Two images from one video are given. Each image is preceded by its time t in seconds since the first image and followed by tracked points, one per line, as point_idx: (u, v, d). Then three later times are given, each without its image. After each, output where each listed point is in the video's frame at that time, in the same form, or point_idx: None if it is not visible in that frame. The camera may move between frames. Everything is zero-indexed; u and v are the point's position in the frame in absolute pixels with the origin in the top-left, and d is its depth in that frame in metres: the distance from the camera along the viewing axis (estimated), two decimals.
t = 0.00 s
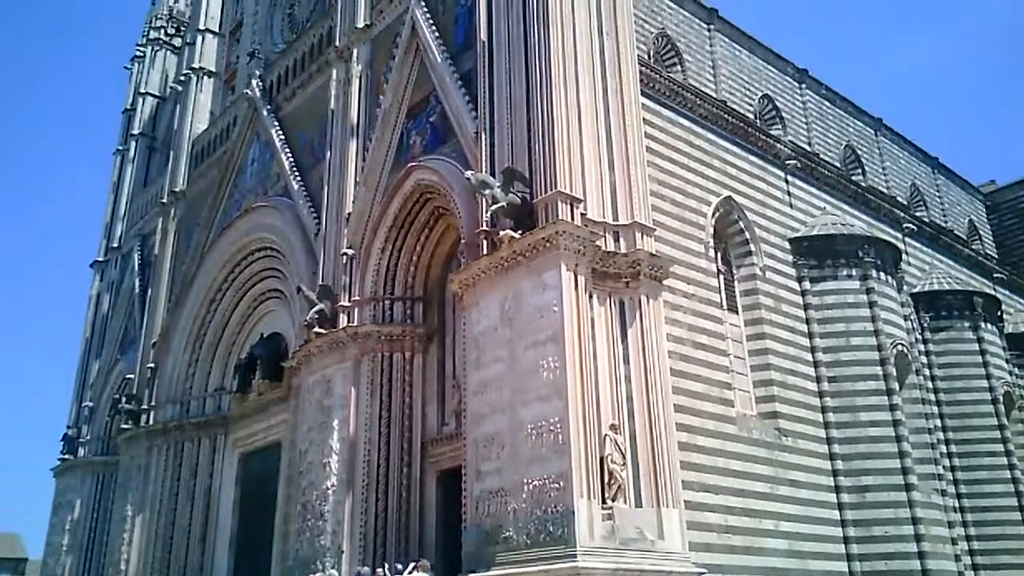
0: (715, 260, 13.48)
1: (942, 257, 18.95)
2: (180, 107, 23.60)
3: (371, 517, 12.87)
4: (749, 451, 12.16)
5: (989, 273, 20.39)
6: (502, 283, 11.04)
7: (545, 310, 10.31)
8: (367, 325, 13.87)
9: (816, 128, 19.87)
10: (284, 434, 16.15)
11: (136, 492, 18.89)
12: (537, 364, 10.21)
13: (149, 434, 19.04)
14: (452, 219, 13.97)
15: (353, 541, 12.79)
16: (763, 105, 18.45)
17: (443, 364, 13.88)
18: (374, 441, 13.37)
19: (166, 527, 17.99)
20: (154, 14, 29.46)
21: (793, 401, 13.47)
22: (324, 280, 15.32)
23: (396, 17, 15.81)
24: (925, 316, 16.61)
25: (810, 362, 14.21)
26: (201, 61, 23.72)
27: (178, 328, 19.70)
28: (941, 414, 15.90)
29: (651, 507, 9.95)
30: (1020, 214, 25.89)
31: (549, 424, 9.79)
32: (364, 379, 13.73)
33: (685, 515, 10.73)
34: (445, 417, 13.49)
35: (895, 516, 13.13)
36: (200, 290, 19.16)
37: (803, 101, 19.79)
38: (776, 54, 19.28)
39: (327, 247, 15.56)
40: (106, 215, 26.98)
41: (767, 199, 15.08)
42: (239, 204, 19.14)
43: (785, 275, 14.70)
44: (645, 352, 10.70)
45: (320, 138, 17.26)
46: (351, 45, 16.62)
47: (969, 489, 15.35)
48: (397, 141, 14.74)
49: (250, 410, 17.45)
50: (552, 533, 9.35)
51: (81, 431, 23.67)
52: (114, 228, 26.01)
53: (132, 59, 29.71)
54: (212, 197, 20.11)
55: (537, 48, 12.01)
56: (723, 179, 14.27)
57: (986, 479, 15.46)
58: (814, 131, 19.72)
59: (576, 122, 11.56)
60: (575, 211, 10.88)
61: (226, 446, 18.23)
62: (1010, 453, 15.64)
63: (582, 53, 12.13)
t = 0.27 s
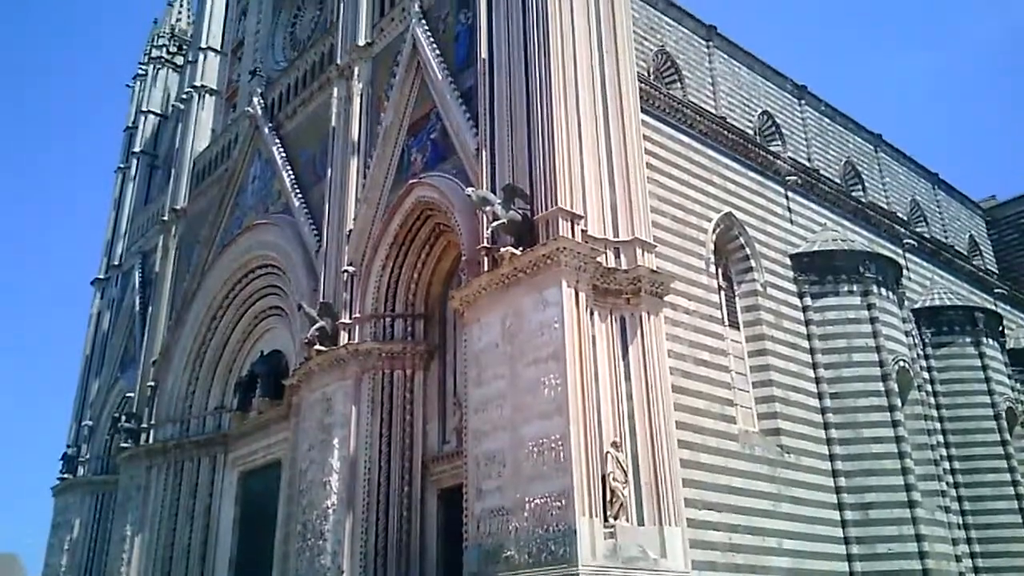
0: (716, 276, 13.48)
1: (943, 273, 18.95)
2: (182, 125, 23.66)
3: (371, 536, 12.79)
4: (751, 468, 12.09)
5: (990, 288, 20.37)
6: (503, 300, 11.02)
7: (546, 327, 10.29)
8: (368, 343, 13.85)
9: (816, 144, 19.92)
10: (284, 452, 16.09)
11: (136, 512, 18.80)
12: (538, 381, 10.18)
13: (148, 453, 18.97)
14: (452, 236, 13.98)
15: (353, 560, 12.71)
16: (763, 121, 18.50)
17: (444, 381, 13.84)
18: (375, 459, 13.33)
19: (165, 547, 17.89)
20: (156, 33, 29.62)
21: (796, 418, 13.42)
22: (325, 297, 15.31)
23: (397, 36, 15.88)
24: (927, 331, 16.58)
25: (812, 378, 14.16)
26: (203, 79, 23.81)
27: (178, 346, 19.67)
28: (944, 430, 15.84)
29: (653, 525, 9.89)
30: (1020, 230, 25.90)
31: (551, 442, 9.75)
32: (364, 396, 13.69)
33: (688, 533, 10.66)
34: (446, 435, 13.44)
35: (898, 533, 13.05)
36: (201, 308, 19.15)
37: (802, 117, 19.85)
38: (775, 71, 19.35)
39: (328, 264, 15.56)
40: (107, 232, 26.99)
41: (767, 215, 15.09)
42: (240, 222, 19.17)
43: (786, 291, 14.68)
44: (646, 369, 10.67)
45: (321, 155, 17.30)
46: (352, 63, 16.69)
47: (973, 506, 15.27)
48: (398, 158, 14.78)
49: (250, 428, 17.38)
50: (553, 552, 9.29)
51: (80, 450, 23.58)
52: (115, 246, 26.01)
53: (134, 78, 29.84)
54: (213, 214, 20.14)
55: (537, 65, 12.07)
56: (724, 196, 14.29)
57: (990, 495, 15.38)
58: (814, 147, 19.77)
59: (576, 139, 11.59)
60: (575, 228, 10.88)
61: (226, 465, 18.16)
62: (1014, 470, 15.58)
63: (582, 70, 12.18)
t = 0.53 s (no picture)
0: (717, 294, 13.47)
1: (944, 291, 18.94)
2: (184, 142, 23.73)
3: (371, 555, 12.71)
4: (753, 487, 12.03)
5: (991, 306, 20.36)
6: (504, 317, 11.01)
7: (547, 345, 10.27)
8: (368, 360, 13.82)
9: (816, 162, 19.97)
10: (284, 471, 16.03)
11: (134, 530, 18.70)
12: (539, 399, 10.14)
13: (147, 470, 18.89)
14: (453, 254, 13.99)
15: None
16: (763, 139, 18.55)
17: (444, 399, 13.80)
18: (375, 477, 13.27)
19: (164, 565, 17.78)
20: (159, 50, 29.77)
21: (797, 436, 13.37)
22: (326, 314, 15.29)
23: (399, 54, 15.97)
24: (928, 350, 16.54)
25: (814, 396, 14.12)
26: (206, 97, 23.91)
27: (178, 363, 19.64)
28: (946, 448, 15.77)
29: (655, 545, 9.83)
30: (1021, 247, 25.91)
31: (552, 460, 9.71)
32: (364, 414, 13.65)
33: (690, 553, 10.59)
34: (446, 453, 13.39)
35: (901, 553, 12.97)
36: (201, 324, 19.14)
37: (802, 135, 19.91)
38: (775, 89, 19.43)
39: (328, 281, 15.55)
40: (108, 249, 27.01)
41: (768, 232, 15.10)
42: (242, 239, 19.19)
43: (787, 308, 14.66)
44: (647, 387, 10.64)
45: (322, 172, 17.34)
46: (354, 81, 16.76)
47: (976, 525, 15.18)
48: (399, 176, 14.81)
49: (250, 446, 17.32)
50: (554, 572, 9.22)
51: (79, 467, 23.51)
52: (116, 263, 26.03)
53: (136, 95, 29.97)
54: (214, 231, 20.17)
55: (537, 83, 12.11)
56: (724, 213, 14.31)
57: (993, 515, 15.29)
58: (814, 165, 19.81)
59: (577, 157, 11.62)
60: (576, 245, 10.89)
61: (225, 483, 18.08)
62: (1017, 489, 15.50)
63: (583, 88, 12.22)
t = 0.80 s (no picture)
0: (719, 307, 13.46)
1: (946, 304, 18.92)
2: (186, 158, 23.80)
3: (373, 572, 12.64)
4: (757, 501, 11.98)
5: (994, 319, 20.35)
6: (506, 331, 10.99)
7: (549, 359, 10.25)
8: (370, 375, 13.79)
9: (817, 176, 20.00)
10: (285, 487, 15.97)
11: (135, 546, 18.62)
12: (541, 413, 10.11)
13: (148, 486, 18.83)
14: (454, 268, 13.99)
15: None
16: (763, 153, 18.60)
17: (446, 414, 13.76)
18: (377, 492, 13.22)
19: None
20: (161, 67, 29.93)
21: (801, 450, 13.32)
22: (327, 329, 15.28)
23: (400, 70, 16.04)
24: (931, 363, 16.50)
25: (817, 410, 14.07)
26: (208, 113, 24.00)
27: (179, 378, 19.62)
28: (950, 462, 15.70)
29: (658, 560, 9.77)
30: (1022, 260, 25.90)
31: (554, 475, 9.66)
32: (366, 429, 13.60)
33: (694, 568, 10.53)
34: (448, 468, 13.35)
35: (906, 568, 12.89)
36: (203, 340, 19.13)
37: (803, 149, 19.96)
38: (775, 103, 19.49)
39: (330, 296, 15.55)
40: (110, 266, 27.04)
41: (769, 246, 15.10)
42: (243, 254, 19.21)
43: (789, 322, 14.64)
44: (650, 400, 10.61)
45: (324, 187, 17.38)
46: (355, 97, 16.82)
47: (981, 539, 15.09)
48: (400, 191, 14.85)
49: (251, 462, 17.26)
50: None
51: (80, 484, 23.46)
52: (117, 279, 26.05)
53: (138, 112, 30.10)
54: (216, 246, 20.20)
55: (538, 97, 12.16)
56: (726, 227, 14.31)
57: (998, 529, 15.21)
58: (814, 179, 19.84)
59: (578, 171, 11.64)
60: (577, 259, 10.89)
61: (226, 499, 18.01)
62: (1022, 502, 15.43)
63: (583, 103, 12.26)
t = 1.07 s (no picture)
0: (721, 328, 13.43)
1: (949, 324, 18.87)
2: (190, 177, 23.87)
3: None
4: (760, 523, 11.89)
5: (998, 340, 20.29)
6: (508, 351, 10.96)
7: (551, 379, 10.21)
8: (372, 395, 13.75)
9: (819, 196, 20.01)
10: (286, 507, 15.88)
11: (134, 568, 18.50)
12: (543, 434, 10.06)
13: (148, 507, 18.74)
14: (457, 288, 13.99)
15: None
16: (765, 173, 18.62)
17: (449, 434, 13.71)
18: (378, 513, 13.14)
19: None
20: (166, 87, 30.12)
21: (805, 472, 13.23)
22: (329, 349, 15.25)
23: (403, 90, 16.12)
24: (936, 384, 16.42)
25: (820, 431, 14.00)
26: (212, 132, 24.11)
27: (181, 398, 19.58)
28: (955, 484, 15.59)
29: None
30: None
31: (556, 496, 9.60)
32: (367, 449, 13.55)
33: None
34: (450, 489, 13.28)
35: None
36: (205, 359, 19.11)
37: (805, 169, 19.98)
38: (777, 124, 19.55)
39: (332, 315, 15.54)
40: (112, 284, 27.06)
41: (772, 266, 15.09)
42: (246, 273, 19.23)
43: (792, 342, 14.60)
44: (652, 421, 10.55)
45: (326, 206, 17.41)
46: (359, 117, 16.89)
47: (988, 563, 14.94)
48: (403, 210, 14.88)
49: (252, 482, 17.18)
50: None
51: (80, 504, 23.37)
52: (120, 297, 26.06)
53: (143, 131, 30.26)
54: (219, 265, 20.22)
55: (540, 117, 12.20)
56: (728, 247, 14.31)
57: (1004, 552, 15.07)
58: (817, 199, 19.85)
59: (580, 190, 11.66)
60: (580, 279, 10.89)
61: (226, 519, 17.91)
62: None
63: (586, 123, 12.30)
